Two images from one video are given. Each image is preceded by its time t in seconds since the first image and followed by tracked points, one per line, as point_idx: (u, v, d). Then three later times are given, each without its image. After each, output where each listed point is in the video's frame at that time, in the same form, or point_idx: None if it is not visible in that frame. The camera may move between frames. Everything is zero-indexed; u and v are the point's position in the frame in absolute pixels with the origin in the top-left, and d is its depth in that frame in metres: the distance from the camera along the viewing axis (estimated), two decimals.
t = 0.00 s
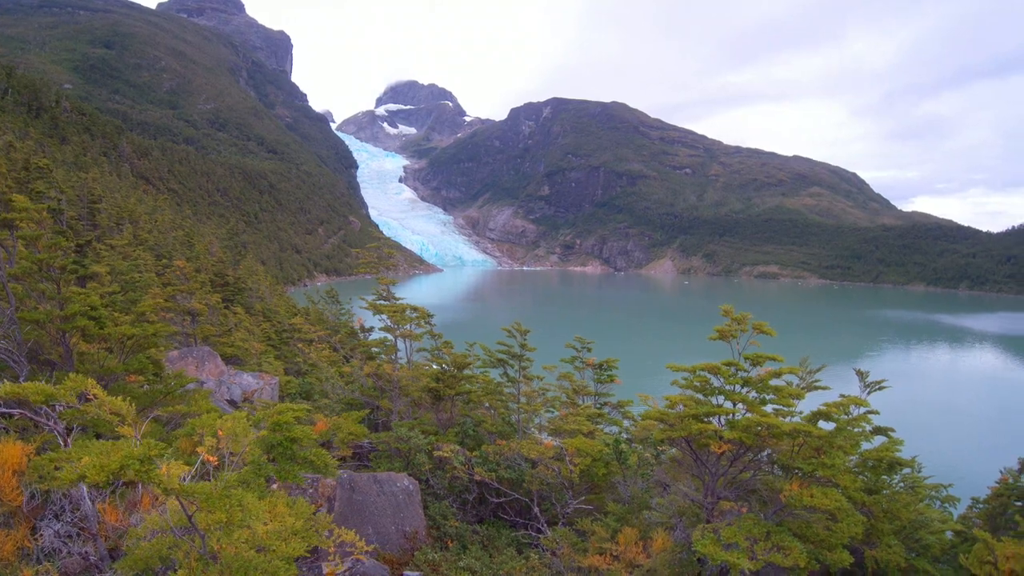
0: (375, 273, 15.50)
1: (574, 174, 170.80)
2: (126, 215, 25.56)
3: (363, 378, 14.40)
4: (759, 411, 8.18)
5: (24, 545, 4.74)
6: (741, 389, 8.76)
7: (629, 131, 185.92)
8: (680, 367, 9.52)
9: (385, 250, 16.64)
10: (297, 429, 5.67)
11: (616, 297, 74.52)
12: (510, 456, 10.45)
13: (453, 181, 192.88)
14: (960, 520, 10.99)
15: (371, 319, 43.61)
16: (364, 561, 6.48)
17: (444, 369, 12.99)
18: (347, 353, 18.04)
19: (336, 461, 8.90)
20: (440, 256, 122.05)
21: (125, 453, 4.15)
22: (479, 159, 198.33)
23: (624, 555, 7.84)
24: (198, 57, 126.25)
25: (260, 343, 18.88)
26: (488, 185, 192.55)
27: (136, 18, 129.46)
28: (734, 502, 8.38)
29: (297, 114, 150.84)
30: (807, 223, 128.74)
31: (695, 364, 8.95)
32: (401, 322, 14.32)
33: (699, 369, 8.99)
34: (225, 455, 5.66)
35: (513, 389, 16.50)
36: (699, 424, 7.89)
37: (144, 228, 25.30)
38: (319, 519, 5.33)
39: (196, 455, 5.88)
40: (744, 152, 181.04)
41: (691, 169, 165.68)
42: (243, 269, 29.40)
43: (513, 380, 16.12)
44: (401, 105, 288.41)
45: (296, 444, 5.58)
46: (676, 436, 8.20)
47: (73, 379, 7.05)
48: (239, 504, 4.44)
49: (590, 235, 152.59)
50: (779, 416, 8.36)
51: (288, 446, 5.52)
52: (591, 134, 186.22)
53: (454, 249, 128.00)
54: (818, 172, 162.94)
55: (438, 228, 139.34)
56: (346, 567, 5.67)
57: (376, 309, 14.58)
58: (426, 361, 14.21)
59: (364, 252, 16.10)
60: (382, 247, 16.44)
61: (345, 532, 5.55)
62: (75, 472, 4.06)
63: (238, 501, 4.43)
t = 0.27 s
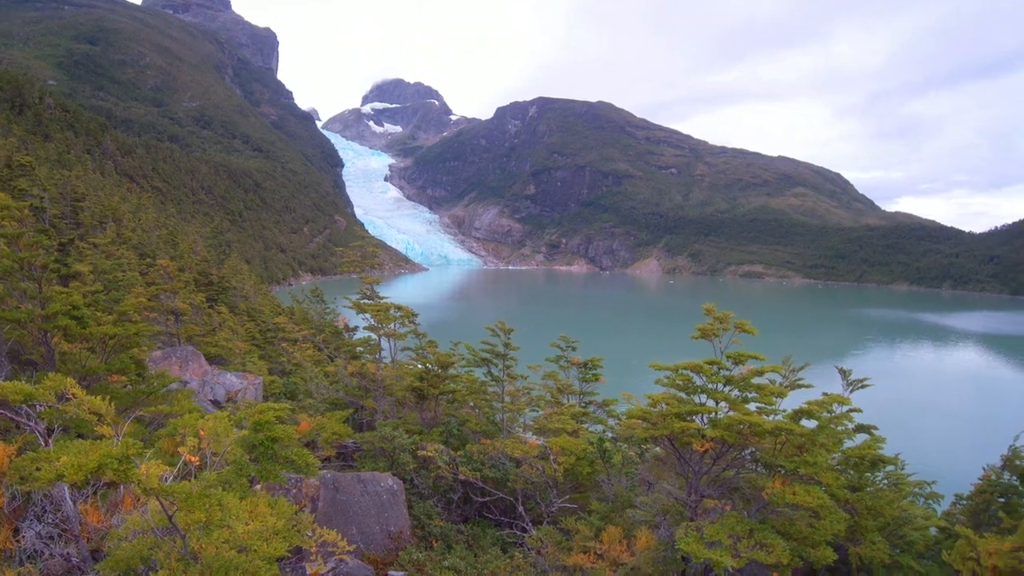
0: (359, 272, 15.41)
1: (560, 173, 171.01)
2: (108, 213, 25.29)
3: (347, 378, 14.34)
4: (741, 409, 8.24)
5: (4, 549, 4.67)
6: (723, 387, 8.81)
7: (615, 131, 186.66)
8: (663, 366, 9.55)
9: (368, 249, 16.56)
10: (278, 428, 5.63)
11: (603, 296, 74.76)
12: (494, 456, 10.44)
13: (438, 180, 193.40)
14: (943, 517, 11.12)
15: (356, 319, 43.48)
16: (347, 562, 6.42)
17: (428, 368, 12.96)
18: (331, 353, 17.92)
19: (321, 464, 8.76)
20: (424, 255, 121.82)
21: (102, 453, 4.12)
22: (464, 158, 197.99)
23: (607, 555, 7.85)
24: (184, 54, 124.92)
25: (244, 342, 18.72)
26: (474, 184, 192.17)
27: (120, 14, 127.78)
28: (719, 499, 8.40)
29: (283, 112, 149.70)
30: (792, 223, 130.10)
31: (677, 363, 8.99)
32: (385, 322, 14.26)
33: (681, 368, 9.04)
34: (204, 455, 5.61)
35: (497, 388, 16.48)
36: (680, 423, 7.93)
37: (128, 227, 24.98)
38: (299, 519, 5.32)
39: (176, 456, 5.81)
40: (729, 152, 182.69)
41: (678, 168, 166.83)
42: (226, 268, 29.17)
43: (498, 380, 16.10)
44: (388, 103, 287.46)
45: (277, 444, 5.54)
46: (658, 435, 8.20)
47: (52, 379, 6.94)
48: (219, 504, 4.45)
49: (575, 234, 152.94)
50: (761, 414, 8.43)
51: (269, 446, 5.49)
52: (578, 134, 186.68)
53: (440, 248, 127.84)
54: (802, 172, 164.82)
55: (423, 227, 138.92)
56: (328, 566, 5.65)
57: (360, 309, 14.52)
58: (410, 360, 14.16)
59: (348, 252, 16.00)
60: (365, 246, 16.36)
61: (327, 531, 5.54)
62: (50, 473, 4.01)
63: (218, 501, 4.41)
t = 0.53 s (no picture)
0: (344, 272, 15.32)
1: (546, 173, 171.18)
2: (92, 212, 25.04)
3: (332, 378, 14.29)
4: (725, 406, 8.29)
5: None
6: (706, 385, 8.85)
7: (601, 131, 187.36)
8: (647, 364, 9.58)
9: (353, 249, 16.46)
10: (262, 428, 5.59)
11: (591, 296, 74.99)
12: (480, 455, 10.45)
13: (424, 179, 193.33)
14: (927, 511, 11.25)
15: (342, 318, 43.40)
16: (332, 561, 6.41)
17: (414, 367, 12.94)
18: (317, 353, 17.82)
19: (306, 465, 8.80)
20: (411, 254, 121.59)
21: (85, 451, 4.16)
22: (450, 157, 197.63)
23: (593, 552, 7.87)
24: (169, 52, 123.68)
25: (230, 342, 18.58)
26: (460, 183, 191.71)
27: (105, 11, 126.21)
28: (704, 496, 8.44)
29: (269, 110, 148.61)
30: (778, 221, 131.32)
31: (661, 361, 9.01)
32: (370, 321, 14.21)
33: (665, 366, 9.07)
34: (188, 455, 5.60)
35: (483, 387, 16.46)
36: (665, 421, 7.95)
37: (113, 226, 24.73)
38: (283, 518, 5.28)
39: (162, 457, 5.79)
40: (714, 152, 184.21)
41: (664, 168, 167.92)
42: (211, 267, 28.99)
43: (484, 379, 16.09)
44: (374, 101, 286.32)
45: (261, 443, 5.52)
46: (642, 432, 8.21)
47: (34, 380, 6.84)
48: (202, 503, 4.37)
49: (561, 233, 153.20)
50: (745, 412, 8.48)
51: (253, 445, 5.45)
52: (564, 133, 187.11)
53: (426, 247, 127.61)
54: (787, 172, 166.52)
55: (409, 226, 138.63)
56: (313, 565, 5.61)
57: (345, 308, 14.45)
58: (396, 360, 14.11)
59: (332, 251, 15.91)
60: (350, 246, 16.25)
61: (311, 530, 5.50)
62: (31, 471, 3.97)
63: (200, 500, 4.35)
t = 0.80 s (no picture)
0: (329, 272, 15.22)
1: (533, 174, 171.62)
2: (77, 212, 24.84)
3: (318, 379, 14.25)
4: (708, 406, 8.33)
5: None
6: (690, 384, 8.90)
7: (588, 132, 188.26)
8: (631, 364, 9.61)
9: (338, 249, 16.37)
10: (245, 429, 5.59)
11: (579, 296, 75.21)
12: (466, 455, 10.43)
13: (411, 180, 193.07)
14: (912, 509, 11.36)
15: (326, 318, 43.27)
16: (316, 563, 6.34)
17: (399, 367, 12.90)
18: (302, 354, 17.72)
19: (290, 467, 8.74)
20: (397, 255, 121.24)
21: (67, 449, 4.16)
22: (437, 158, 197.45)
23: (578, 551, 7.87)
24: (156, 50, 122.55)
25: (215, 344, 18.42)
26: (447, 184, 191.62)
27: (90, 9, 124.73)
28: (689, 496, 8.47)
29: (255, 110, 147.63)
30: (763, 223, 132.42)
31: (644, 361, 9.06)
32: (355, 322, 14.15)
33: (649, 366, 9.10)
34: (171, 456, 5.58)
35: (469, 387, 16.43)
36: (648, 420, 8.00)
37: (98, 226, 24.50)
38: (266, 517, 5.25)
39: (145, 458, 5.76)
40: (700, 154, 185.65)
41: (651, 169, 169.05)
42: (197, 268, 28.81)
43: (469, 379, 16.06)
44: (361, 102, 285.49)
45: (244, 443, 5.52)
46: (626, 432, 8.24)
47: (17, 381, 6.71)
48: (183, 501, 4.34)
49: (548, 234, 153.60)
50: (728, 412, 8.53)
51: (236, 445, 5.45)
52: (551, 135, 187.82)
53: (413, 247, 127.41)
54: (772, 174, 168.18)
55: (395, 227, 138.31)
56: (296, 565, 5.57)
57: (330, 309, 14.39)
58: (381, 360, 14.07)
59: (317, 251, 15.81)
60: (335, 246, 16.16)
61: (294, 531, 5.47)
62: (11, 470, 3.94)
63: (182, 498, 4.32)
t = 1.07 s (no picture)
0: (317, 271, 15.15)
1: (522, 174, 171.76)
2: (64, 211, 24.62)
3: (305, 379, 14.20)
4: (694, 404, 8.36)
5: None
6: (675, 383, 8.95)
7: (578, 132, 188.78)
8: (617, 363, 9.63)
9: (326, 248, 16.29)
10: (231, 426, 5.62)
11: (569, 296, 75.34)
12: (454, 455, 10.44)
13: (400, 179, 192.50)
14: (902, 508, 11.48)
15: (315, 317, 43.32)
16: (305, 563, 6.28)
17: (386, 367, 12.87)
18: (291, 354, 17.64)
19: (279, 467, 8.70)
20: (387, 254, 121.11)
21: (53, 448, 4.16)
22: (426, 158, 197.03)
23: (567, 550, 7.86)
24: (145, 48, 121.52)
25: (203, 344, 18.29)
26: (437, 183, 191.63)
27: (78, 6, 123.38)
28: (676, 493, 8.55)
29: (244, 109, 146.72)
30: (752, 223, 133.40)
31: (631, 360, 9.08)
32: (343, 321, 14.13)
33: (635, 365, 9.12)
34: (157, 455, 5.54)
35: (458, 387, 16.40)
36: (634, 419, 8.06)
37: (85, 225, 24.24)
38: (252, 519, 5.24)
39: (132, 458, 5.72)
40: (688, 154, 186.87)
41: (640, 169, 170.02)
42: (185, 267, 28.65)
43: (457, 379, 16.06)
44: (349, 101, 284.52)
45: (230, 442, 5.56)
46: (612, 430, 8.26)
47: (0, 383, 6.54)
48: (169, 500, 4.31)
49: (537, 234, 153.74)
50: (715, 410, 8.58)
51: (222, 444, 5.49)
52: (540, 135, 188.16)
53: (402, 247, 127.14)
54: (760, 174, 169.53)
55: (385, 226, 138.13)
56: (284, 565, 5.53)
57: (317, 308, 14.33)
58: (370, 360, 14.02)
59: (305, 250, 15.72)
60: (323, 246, 16.07)
61: (282, 529, 5.45)
62: None
63: (168, 497, 4.30)
